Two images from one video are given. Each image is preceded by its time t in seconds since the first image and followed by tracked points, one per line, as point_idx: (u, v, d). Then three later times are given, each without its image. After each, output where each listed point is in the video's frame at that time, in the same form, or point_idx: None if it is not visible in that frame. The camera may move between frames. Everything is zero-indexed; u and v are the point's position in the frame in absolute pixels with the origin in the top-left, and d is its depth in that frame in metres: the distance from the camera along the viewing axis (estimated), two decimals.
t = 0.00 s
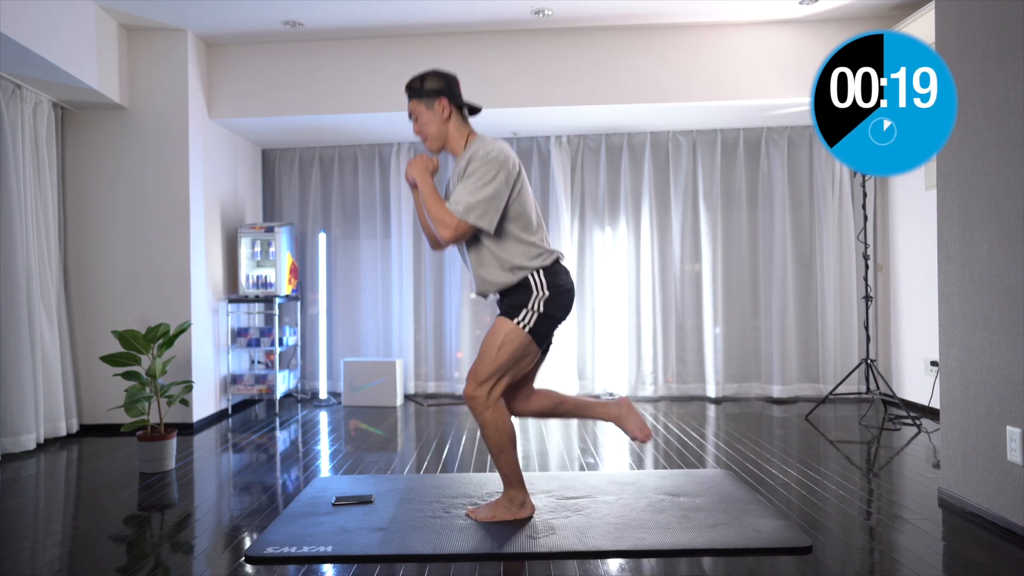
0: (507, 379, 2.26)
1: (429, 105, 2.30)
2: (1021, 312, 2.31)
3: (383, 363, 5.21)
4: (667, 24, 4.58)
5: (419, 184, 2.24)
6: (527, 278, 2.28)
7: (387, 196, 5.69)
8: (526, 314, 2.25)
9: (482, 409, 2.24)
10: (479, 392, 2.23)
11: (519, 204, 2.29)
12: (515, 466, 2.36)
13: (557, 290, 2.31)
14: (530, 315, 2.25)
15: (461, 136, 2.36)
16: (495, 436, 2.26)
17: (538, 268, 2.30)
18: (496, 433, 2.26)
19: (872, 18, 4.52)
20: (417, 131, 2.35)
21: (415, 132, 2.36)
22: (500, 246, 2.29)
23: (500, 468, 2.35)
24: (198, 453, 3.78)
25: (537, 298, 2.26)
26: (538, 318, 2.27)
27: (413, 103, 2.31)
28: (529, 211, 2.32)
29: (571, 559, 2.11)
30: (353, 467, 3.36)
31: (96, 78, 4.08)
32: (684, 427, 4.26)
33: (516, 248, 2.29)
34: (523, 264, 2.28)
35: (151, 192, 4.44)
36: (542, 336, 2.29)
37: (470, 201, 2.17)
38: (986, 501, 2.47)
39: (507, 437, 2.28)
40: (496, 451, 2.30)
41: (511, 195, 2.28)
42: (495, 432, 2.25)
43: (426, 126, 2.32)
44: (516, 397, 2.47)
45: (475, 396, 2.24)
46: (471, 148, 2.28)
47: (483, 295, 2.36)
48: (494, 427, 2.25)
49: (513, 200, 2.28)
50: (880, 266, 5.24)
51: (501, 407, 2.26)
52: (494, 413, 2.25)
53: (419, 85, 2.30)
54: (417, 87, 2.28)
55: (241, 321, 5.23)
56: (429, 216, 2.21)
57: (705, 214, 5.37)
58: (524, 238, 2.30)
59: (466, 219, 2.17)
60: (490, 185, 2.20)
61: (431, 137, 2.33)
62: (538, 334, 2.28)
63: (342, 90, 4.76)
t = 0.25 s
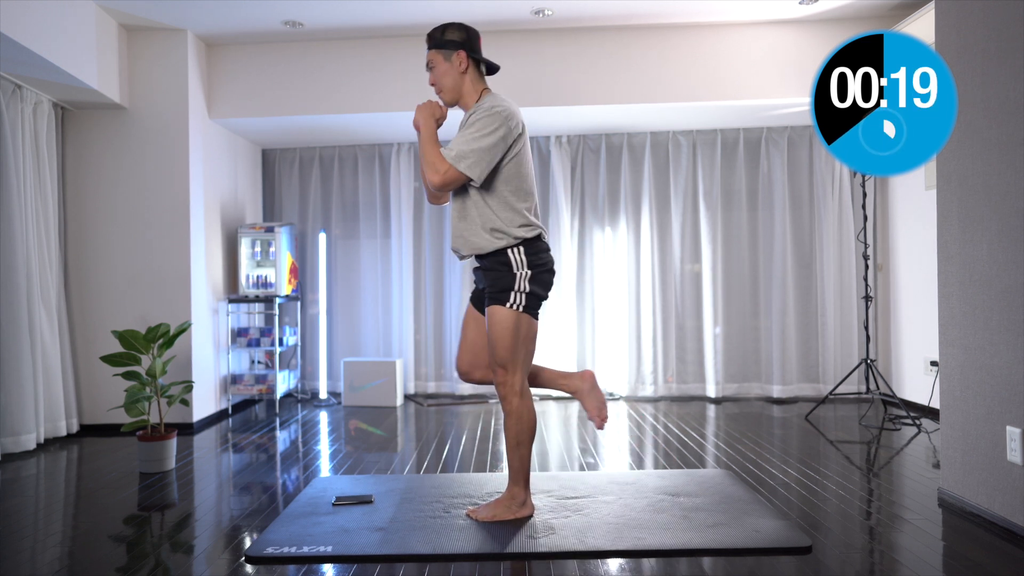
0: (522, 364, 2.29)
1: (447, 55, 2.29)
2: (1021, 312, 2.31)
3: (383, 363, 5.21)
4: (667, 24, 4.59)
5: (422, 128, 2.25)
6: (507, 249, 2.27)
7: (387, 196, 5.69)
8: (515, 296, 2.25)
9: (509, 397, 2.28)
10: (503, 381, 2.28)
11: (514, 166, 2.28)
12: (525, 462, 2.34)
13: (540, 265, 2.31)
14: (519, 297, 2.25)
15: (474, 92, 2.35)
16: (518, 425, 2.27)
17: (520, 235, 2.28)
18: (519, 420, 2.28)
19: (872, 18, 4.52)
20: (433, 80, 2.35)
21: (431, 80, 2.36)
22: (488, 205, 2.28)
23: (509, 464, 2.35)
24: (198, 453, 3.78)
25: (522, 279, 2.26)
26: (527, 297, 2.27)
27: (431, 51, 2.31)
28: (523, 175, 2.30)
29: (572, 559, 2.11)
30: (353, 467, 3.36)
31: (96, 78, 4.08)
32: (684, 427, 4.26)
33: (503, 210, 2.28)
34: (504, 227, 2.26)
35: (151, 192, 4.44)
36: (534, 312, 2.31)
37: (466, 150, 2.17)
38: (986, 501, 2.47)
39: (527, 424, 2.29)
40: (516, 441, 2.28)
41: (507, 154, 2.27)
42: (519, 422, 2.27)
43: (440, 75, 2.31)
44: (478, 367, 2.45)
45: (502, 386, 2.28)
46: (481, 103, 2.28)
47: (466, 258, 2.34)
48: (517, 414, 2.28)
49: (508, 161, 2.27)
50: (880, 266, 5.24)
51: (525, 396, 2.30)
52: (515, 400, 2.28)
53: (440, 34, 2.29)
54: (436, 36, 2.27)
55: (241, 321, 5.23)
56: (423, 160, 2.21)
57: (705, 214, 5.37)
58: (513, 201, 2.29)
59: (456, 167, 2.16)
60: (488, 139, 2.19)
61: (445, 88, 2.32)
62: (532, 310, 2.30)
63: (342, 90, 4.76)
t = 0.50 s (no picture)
0: (522, 364, 2.29)
1: (458, 55, 2.29)
2: (1021, 312, 2.31)
3: (383, 363, 5.21)
4: (667, 24, 4.58)
5: (427, 126, 2.27)
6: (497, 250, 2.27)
7: (387, 196, 5.69)
8: (505, 297, 2.25)
9: (511, 398, 2.28)
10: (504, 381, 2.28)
11: (513, 170, 2.28)
12: (527, 462, 2.34)
13: (529, 267, 2.30)
14: (510, 298, 2.25)
15: (483, 92, 2.34)
16: (521, 426, 2.28)
17: (508, 239, 2.27)
18: (521, 420, 2.28)
19: (872, 18, 4.52)
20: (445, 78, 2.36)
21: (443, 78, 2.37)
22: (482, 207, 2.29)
23: (510, 465, 2.36)
24: (198, 453, 3.78)
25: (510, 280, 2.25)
26: (518, 298, 2.26)
27: (444, 49, 2.32)
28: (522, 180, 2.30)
29: (572, 559, 2.11)
30: (353, 467, 3.36)
31: (96, 78, 4.08)
32: (684, 427, 4.26)
33: (497, 213, 2.28)
34: (495, 231, 2.27)
35: (151, 192, 4.44)
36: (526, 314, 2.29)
37: (465, 152, 2.19)
38: (986, 501, 2.47)
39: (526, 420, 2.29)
40: (520, 436, 2.29)
41: (507, 159, 2.27)
42: (521, 422, 2.28)
43: (450, 74, 2.32)
44: (458, 366, 2.40)
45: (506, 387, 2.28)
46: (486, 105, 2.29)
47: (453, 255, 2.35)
48: (519, 414, 2.28)
49: (507, 164, 2.27)
50: (880, 266, 5.23)
51: (529, 395, 2.30)
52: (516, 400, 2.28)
53: (453, 34, 2.29)
54: (449, 35, 2.28)
55: (241, 321, 5.23)
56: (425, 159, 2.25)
57: (704, 214, 5.37)
58: (508, 205, 2.29)
59: (454, 168, 2.19)
60: (488, 142, 2.20)
61: (454, 87, 2.33)
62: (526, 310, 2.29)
63: (342, 90, 4.76)
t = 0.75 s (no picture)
0: (519, 363, 2.28)
1: (458, 54, 2.29)
2: (1021, 312, 2.31)
3: (383, 363, 5.21)
4: (667, 25, 4.58)
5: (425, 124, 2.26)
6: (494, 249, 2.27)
7: (387, 196, 5.69)
8: (502, 298, 2.25)
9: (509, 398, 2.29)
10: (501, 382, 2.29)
11: (510, 170, 2.28)
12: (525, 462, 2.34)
13: (524, 267, 2.30)
14: (506, 298, 2.25)
15: (483, 92, 2.34)
16: (518, 425, 2.27)
17: (505, 238, 2.27)
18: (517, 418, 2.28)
19: (872, 18, 4.52)
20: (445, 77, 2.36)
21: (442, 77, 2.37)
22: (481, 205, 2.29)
23: (509, 465, 2.35)
24: (198, 453, 3.78)
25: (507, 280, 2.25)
26: (514, 298, 2.27)
27: (444, 48, 2.31)
28: (519, 181, 2.30)
29: (572, 560, 2.11)
30: (352, 467, 3.36)
31: (96, 78, 4.08)
32: (684, 427, 4.26)
33: (495, 212, 2.28)
34: (492, 230, 2.26)
35: (151, 192, 4.44)
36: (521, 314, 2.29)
37: (463, 149, 2.17)
38: (986, 501, 2.47)
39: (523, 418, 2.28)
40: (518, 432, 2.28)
41: (505, 158, 2.26)
42: (519, 422, 2.27)
43: (450, 73, 2.32)
44: (455, 367, 2.41)
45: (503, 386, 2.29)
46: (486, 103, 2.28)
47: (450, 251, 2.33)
48: (516, 412, 2.28)
49: (505, 164, 2.27)
50: (880, 266, 5.23)
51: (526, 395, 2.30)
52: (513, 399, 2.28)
53: (453, 32, 2.29)
54: (449, 35, 2.28)
55: (241, 321, 5.23)
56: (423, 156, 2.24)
57: (705, 214, 5.37)
58: (506, 205, 2.29)
59: (452, 165, 2.18)
60: (487, 140, 2.19)
61: (454, 86, 2.32)
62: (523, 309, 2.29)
63: (342, 90, 4.76)
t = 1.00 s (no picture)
0: (515, 365, 2.28)
1: (454, 56, 2.30)
2: (1021, 312, 2.31)
3: (383, 363, 5.21)
4: (667, 25, 4.58)
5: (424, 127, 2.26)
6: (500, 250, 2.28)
7: (387, 196, 5.69)
8: (504, 299, 2.25)
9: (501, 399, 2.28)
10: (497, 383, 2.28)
11: (513, 170, 2.28)
12: (522, 462, 2.34)
13: (531, 269, 2.30)
14: (509, 300, 2.25)
15: (480, 93, 2.35)
16: (513, 429, 2.27)
17: (510, 238, 2.27)
18: (512, 421, 2.27)
19: (872, 18, 4.52)
20: (441, 80, 2.37)
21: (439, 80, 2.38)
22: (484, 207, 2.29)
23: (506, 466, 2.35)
24: (198, 453, 3.78)
25: (512, 281, 2.26)
26: (518, 300, 2.26)
27: (439, 51, 2.33)
28: (522, 180, 2.30)
29: (572, 559, 2.11)
30: (353, 466, 3.37)
31: (96, 78, 4.08)
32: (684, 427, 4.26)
33: (499, 213, 2.28)
34: (497, 230, 2.27)
35: (151, 192, 4.44)
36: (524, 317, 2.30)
37: (465, 151, 2.18)
38: (986, 501, 2.47)
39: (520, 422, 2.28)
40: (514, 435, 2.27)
41: (507, 158, 2.27)
42: (512, 424, 2.27)
43: (447, 75, 2.33)
44: (460, 368, 2.40)
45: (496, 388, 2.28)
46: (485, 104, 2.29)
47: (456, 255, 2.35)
48: (512, 415, 2.27)
49: (507, 165, 2.27)
50: (880, 266, 5.23)
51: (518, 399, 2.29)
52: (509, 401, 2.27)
53: (449, 35, 2.30)
54: (444, 37, 2.29)
55: (241, 321, 5.23)
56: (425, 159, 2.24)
57: (704, 214, 5.37)
58: (509, 205, 2.29)
59: (455, 168, 2.18)
60: (488, 141, 2.19)
61: (451, 89, 2.33)
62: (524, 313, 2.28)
63: (342, 90, 4.76)
